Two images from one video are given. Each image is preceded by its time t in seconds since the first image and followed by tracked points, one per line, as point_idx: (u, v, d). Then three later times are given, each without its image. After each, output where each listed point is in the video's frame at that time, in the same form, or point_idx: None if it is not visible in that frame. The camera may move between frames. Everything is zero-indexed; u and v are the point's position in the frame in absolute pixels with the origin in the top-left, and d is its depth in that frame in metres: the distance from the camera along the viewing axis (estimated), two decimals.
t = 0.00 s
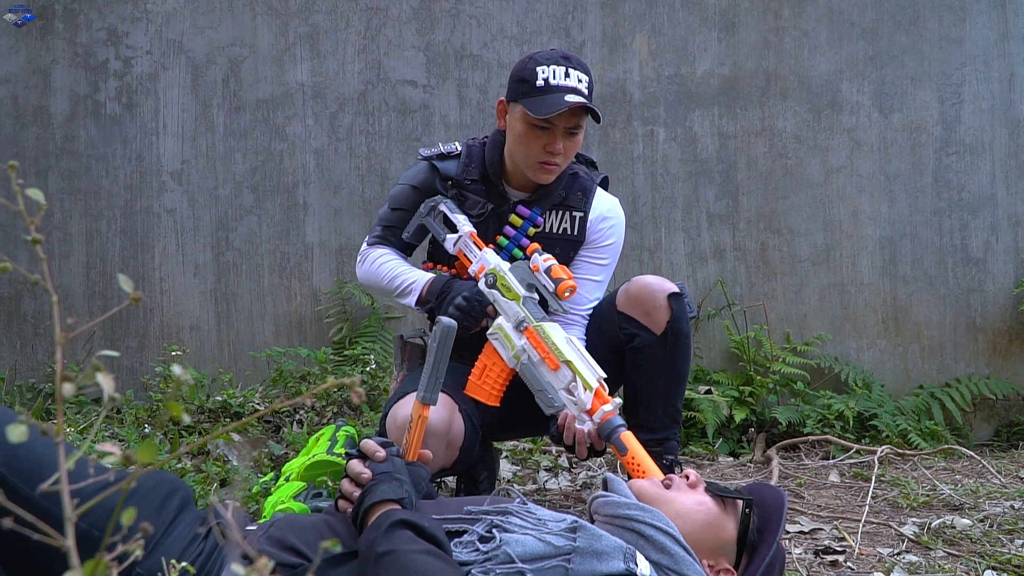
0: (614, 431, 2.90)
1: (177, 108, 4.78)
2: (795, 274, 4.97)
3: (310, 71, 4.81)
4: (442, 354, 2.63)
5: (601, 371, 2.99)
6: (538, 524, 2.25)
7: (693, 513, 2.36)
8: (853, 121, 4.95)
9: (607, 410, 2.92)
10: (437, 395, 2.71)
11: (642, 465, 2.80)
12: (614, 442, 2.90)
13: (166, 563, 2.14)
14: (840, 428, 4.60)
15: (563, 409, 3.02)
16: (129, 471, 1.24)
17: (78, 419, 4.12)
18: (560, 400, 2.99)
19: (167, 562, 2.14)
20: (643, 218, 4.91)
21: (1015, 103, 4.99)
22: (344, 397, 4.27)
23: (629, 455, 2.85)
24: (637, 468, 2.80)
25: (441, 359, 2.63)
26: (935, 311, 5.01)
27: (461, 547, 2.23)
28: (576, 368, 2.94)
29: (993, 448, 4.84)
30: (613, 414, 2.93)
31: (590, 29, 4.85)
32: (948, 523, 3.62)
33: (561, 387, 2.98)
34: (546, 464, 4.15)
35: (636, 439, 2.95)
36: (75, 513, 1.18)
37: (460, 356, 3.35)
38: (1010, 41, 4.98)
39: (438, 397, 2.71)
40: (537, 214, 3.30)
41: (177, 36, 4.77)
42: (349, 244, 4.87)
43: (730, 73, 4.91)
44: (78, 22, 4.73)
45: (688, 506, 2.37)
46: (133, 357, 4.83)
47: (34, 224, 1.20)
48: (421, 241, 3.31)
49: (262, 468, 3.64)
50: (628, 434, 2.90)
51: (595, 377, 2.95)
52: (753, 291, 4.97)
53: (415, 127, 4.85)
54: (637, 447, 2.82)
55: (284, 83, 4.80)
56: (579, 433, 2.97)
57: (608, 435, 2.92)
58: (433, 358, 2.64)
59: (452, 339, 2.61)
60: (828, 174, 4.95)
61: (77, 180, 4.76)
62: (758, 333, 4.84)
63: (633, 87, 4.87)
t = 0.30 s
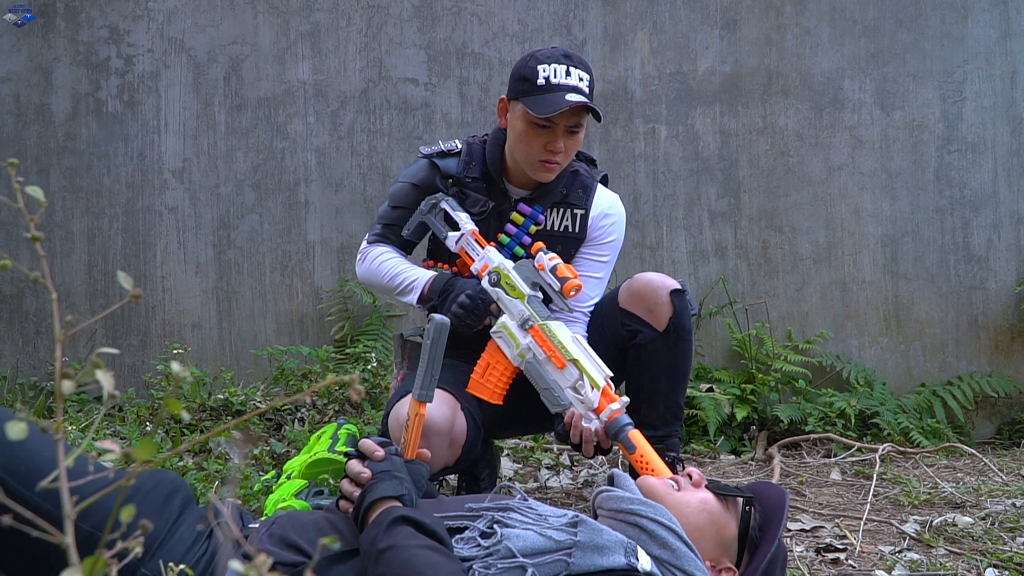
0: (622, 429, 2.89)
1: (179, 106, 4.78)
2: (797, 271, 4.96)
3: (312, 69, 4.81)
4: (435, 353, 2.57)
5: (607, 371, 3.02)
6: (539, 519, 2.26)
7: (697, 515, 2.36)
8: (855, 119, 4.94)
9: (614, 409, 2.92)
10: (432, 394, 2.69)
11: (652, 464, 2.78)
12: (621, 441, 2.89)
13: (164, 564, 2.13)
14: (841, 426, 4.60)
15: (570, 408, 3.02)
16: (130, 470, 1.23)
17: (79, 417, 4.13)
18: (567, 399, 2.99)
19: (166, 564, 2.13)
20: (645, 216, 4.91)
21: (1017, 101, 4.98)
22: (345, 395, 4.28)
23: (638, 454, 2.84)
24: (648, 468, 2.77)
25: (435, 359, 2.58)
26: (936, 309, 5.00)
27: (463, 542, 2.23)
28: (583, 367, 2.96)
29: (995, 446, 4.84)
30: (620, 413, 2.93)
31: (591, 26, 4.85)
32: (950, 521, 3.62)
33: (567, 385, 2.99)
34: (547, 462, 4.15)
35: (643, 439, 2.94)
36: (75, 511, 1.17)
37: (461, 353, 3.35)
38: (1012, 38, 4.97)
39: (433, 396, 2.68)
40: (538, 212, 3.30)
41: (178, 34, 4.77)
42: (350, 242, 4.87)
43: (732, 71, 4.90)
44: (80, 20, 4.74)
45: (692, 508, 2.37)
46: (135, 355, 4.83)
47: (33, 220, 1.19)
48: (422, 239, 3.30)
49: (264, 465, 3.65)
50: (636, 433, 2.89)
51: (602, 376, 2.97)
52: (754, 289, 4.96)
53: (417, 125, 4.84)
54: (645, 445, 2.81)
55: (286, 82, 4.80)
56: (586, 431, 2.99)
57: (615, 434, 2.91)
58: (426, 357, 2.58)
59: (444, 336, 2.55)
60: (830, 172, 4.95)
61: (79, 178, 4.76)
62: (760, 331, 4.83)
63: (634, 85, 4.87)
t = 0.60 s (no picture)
0: (628, 427, 2.90)
1: (181, 105, 4.78)
2: (800, 269, 4.96)
3: (314, 67, 4.81)
4: (436, 351, 2.57)
5: (613, 367, 3.01)
6: (542, 521, 2.25)
7: (707, 530, 2.35)
8: (857, 116, 4.93)
9: (620, 406, 2.92)
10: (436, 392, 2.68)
11: (659, 463, 2.81)
12: (628, 437, 2.90)
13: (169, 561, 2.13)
14: (844, 424, 4.60)
15: (575, 406, 3.03)
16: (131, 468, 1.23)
17: (82, 416, 4.12)
18: (573, 397, 3.00)
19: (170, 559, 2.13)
20: (647, 214, 4.90)
21: (1020, 98, 4.97)
22: (348, 393, 4.28)
23: (645, 451, 2.85)
24: (657, 467, 2.81)
25: (437, 356, 2.58)
26: (940, 307, 4.99)
27: (467, 543, 2.23)
28: (589, 365, 2.96)
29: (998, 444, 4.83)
30: (626, 410, 2.94)
31: (593, 24, 4.84)
32: (953, 519, 3.61)
33: (573, 383, 3.00)
34: (550, 460, 4.15)
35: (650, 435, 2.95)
36: (76, 509, 1.17)
37: (464, 352, 3.35)
38: (1015, 35, 4.96)
39: (436, 395, 2.68)
40: (540, 210, 3.30)
41: (180, 33, 4.77)
42: (352, 241, 4.87)
43: (734, 69, 4.90)
44: (82, 19, 4.74)
45: (701, 523, 2.35)
46: (138, 354, 4.84)
47: (37, 218, 1.19)
48: (424, 238, 3.30)
49: (267, 464, 3.65)
50: (643, 429, 2.90)
51: (607, 373, 2.97)
52: (757, 287, 4.96)
53: (419, 123, 4.84)
54: (652, 443, 2.83)
55: (288, 80, 4.80)
56: (592, 429, 2.97)
57: (622, 431, 2.92)
58: (428, 355, 2.58)
59: (448, 334, 2.54)
60: (832, 169, 4.94)
61: (81, 177, 4.77)
62: (762, 329, 4.83)
63: (637, 82, 4.86)
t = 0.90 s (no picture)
0: (635, 426, 2.95)
1: (184, 103, 4.79)
2: (803, 268, 4.95)
3: (317, 66, 4.81)
4: (441, 351, 2.56)
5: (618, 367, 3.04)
6: (545, 520, 2.25)
7: (713, 542, 2.35)
8: (861, 115, 4.93)
9: (627, 406, 2.96)
10: (439, 393, 2.68)
11: (667, 464, 2.89)
12: (635, 437, 2.95)
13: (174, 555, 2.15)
14: (847, 423, 4.59)
15: (581, 405, 3.03)
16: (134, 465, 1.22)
17: (84, 414, 4.13)
18: (579, 396, 3.00)
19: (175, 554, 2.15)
20: (650, 213, 4.90)
21: None
22: (350, 392, 4.28)
23: (652, 450, 2.92)
24: (664, 468, 2.89)
25: (441, 357, 2.57)
26: (943, 305, 4.99)
27: (470, 542, 2.24)
28: (595, 364, 2.97)
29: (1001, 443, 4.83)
30: (633, 409, 2.97)
31: (596, 23, 4.84)
32: (956, 518, 3.61)
33: (578, 383, 3.00)
34: (552, 459, 4.15)
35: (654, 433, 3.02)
36: (80, 507, 1.17)
37: (467, 350, 3.35)
38: (1018, 34, 4.95)
39: (440, 395, 2.68)
40: (543, 209, 3.30)
41: (183, 32, 4.77)
42: (355, 239, 4.87)
43: (737, 67, 4.89)
44: (85, 18, 4.74)
45: (707, 535, 2.35)
46: (140, 353, 4.84)
47: (39, 214, 1.18)
48: (426, 237, 3.29)
49: (269, 462, 3.65)
50: (649, 429, 2.96)
51: (613, 373, 2.99)
52: (760, 285, 4.95)
53: (422, 122, 4.84)
54: (659, 444, 2.90)
55: (291, 79, 4.80)
56: (598, 428, 2.99)
57: (628, 431, 2.96)
58: (432, 355, 2.57)
59: (451, 335, 2.51)
60: (835, 168, 4.94)
61: (84, 176, 4.78)
62: (765, 327, 4.82)
63: (639, 81, 4.86)
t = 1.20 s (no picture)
0: (647, 426, 2.94)
1: (188, 102, 4.79)
2: (806, 268, 4.95)
3: (321, 65, 4.81)
4: (444, 353, 2.54)
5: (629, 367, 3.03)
6: (549, 524, 2.24)
7: (717, 555, 2.35)
8: (864, 115, 4.92)
9: (638, 405, 2.95)
10: (442, 393, 2.67)
11: (681, 463, 2.86)
12: (647, 437, 2.95)
13: (181, 547, 2.16)
14: (851, 423, 4.59)
15: (592, 405, 3.03)
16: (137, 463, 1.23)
17: (87, 412, 4.13)
18: (589, 396, 3.00)
19: (182, 546, 2.16)
20: (653, 212, 4.90)
21: None
22: (353, 390, 4.28)
23: (665, 449, 2.91)
24: (680, 469, 2.86)
25: (444, 358, 2.56)
26: (947, 306, 4.98)
27: (473, 547, 2.22)
28: (606, 364, 2.97)
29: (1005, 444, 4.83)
30: (644, 409, 2.97)
31: (599, 22, 4.84)
32: (959, 518, 3.60)
33: (589, 382, 3.00)
34: (555, 458, 4.15)
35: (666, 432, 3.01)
36: (84, 504, 1.17)
37: (470, 349, 3.35)
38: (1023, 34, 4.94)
39: (443, 396, 2.67)
40: (547, 209, 3.30)
41: (187, 30, 4.78)
42: (358, 238, 4.87)
43: (741, 67, 4.89)
44: (89, 16, 4.75)
45: (712, 547, 2.35)
46: (144, 351, 4.84)
47: (44, 213, 1.20)
48: (428, 236, 3.30)
49: (272, 460, 3.65)
50: (661, 428, 2.94)
51: (624, 372, 2.98)
52: (763, 285, 4.95)
53: (425, 121, 4.84)
54: (672, 442, 2.89)
55: (294, 78, 4.81)
56: (610, 428, 3.00)
57: (640, 430, 2.96)
58: (436, 356, 2.56)
59: (455, 335, 2.49)
60: (839, 168, 4.93)
61: (88, 174, 4.78)
62: (768, 327, 4.82)
63: (643, 80, 4.86)
